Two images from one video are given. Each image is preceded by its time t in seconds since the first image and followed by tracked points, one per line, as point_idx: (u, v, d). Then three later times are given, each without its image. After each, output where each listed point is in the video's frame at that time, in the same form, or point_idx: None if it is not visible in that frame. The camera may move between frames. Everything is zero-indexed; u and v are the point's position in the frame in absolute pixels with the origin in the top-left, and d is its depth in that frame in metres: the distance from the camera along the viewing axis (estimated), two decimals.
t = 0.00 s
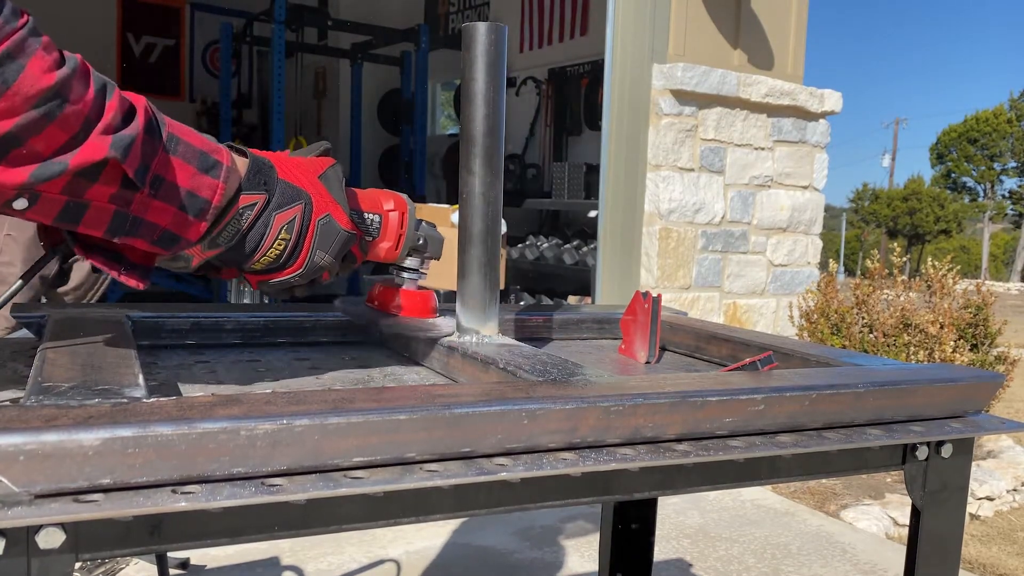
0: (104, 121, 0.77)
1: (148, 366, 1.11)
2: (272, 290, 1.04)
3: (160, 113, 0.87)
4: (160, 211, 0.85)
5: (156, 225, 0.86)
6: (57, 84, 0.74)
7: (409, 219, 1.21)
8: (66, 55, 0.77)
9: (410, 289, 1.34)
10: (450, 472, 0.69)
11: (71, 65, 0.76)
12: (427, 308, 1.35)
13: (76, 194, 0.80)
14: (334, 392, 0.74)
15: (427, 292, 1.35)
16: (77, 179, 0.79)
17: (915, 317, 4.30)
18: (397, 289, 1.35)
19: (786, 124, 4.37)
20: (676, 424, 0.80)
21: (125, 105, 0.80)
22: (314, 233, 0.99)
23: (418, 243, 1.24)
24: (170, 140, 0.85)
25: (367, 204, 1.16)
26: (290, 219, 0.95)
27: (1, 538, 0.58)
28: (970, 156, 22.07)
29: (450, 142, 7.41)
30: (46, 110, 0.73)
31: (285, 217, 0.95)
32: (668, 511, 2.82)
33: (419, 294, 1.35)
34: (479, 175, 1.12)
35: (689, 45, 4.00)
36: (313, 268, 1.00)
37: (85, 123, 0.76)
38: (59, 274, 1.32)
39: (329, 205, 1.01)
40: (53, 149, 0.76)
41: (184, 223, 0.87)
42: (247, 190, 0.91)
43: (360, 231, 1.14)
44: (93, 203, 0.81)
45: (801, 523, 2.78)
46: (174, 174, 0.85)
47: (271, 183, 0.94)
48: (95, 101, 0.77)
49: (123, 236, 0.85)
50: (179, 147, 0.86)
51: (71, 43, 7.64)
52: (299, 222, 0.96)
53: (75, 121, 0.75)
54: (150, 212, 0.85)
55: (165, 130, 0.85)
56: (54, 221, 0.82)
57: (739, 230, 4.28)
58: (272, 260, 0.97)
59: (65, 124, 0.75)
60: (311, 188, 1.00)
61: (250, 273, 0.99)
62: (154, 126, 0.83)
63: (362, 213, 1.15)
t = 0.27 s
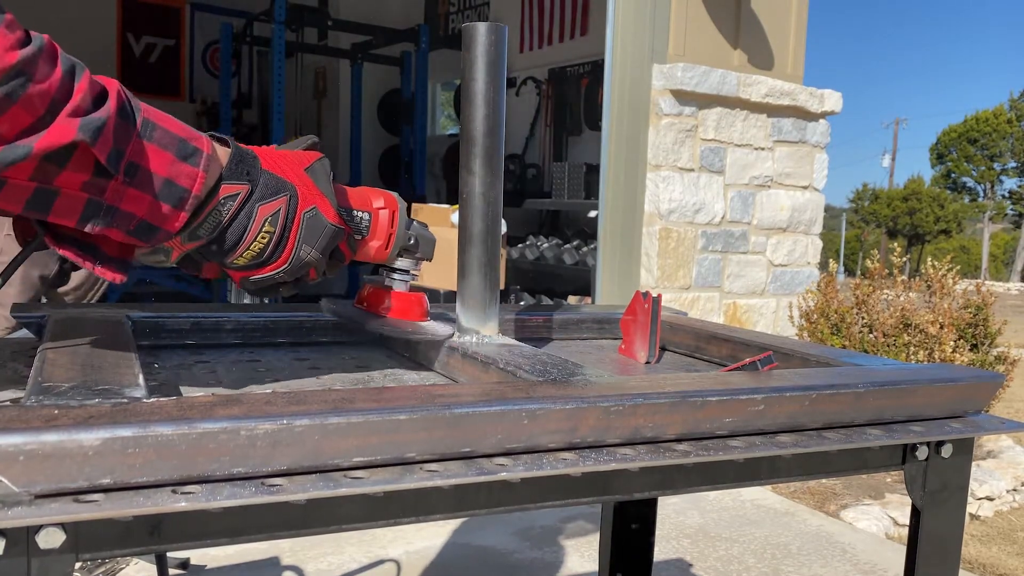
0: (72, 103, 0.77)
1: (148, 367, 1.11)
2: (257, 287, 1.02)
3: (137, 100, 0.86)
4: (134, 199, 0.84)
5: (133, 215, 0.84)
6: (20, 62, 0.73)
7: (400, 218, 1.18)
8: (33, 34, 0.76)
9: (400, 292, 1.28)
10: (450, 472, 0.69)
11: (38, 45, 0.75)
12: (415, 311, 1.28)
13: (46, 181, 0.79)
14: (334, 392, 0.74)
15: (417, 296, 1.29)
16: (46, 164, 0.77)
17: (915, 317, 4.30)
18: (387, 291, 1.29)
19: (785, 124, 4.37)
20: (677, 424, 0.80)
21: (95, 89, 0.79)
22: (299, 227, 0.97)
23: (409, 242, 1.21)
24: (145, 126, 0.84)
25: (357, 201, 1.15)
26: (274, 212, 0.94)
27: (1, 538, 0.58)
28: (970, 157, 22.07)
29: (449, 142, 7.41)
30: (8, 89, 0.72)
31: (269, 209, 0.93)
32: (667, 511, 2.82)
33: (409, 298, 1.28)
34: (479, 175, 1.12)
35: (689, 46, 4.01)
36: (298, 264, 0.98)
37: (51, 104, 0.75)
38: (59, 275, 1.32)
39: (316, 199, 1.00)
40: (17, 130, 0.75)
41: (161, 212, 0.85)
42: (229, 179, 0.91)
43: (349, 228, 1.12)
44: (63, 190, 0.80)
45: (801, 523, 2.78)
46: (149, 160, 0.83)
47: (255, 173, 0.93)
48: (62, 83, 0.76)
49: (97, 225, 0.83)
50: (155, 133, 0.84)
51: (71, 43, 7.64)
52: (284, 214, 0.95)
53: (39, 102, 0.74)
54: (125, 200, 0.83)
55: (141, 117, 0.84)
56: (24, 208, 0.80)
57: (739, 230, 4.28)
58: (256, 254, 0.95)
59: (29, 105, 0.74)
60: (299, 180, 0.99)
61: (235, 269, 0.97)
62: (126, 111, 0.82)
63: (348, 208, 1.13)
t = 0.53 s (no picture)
0: (32, 82, 0.73)
1: (148, 367, 1.11)
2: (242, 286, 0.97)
3: (108, 85, 0.82)
4: (102, 186, 0.80)
5: (102, 203, 0.80)
6: None
7: (396, 220, 1.14)
8: None
9: (397, 298, 1.21)
10: (450, 472, 0.69)
11: None
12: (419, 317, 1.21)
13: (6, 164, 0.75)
14: (335, 393, 0.74)
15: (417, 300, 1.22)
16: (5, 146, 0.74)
17: (915, 317, 4.30)
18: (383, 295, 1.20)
19: (785, 125, 4.37)
20: (676, 424, 0.80)
21: (59, 69, 0.76)
22: (283, 221, 0.92)
23: (406, 244, 1.15)
24: (114, 110, 0.80)
25: (350, 200, 1.10)
26: (254, 204, 0.89)
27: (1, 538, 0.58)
28: (970, 157, 22.07)
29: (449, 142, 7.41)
30: None
31: (248, 202, 0.89)
32: (667, 511, 2.82)
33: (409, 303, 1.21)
34: (479, 175, 1.12)
35: (689, 45, 4.01)
36: (282, 259, 0.94)
37: (8, 83, 0.72)
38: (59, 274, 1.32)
39: (303, 192, 0.95)
40: None
41: (132, 201, 0.81)
42: (204, 169, 0.86)
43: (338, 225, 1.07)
44: (25, 175, 0.76)
45: (801, 523, 2.78)
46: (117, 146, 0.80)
47: (234, 164, 0.89)
48: (21, 61, 0.73)
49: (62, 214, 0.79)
50: (125, 118, 0.80)
51: (71, 43, 7.64)
52: (265, 207, 0.90)
53: None
54: (93, 188, 0.79)
55: (110, 100, 0.80)
56: None
57: (739, 230, 4.28)
58: (237, 249, 0.91)
59: None
60: (283, 172, 0.94)
61: (218, 265, 0.93)
62: (93, 93, 0.78)
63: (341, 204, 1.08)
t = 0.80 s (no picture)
0: (13, 64, 0.71)
1: (147, 367, 1.11)
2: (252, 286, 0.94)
3: (98, 72, 0.81)
4: (91, 175, 0.78)
5: (89, 192, 0.78)
6: None
7: (420, 219, 1.09)
8: None
9: (432, 303, 1.11)
10: (450, 472, 0.69)
11: None
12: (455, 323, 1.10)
13: None
14: (335, 393, 0.74)
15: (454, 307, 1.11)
16: None
17: (915, 317, 4.30)
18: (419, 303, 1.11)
19: (786, 125, 4.37)
20: (676, 424, 0.80)
21: (42, 53, 0.74)
22: (287, 212, 0.89)
23: (433, 243, 1.09)
24: (102, 97, 0.78)
25: (371, 199, 1.07)
26: (254, 194, 0.87)
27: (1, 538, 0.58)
28: (970, 157, 22.06)
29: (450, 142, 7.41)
30: None
31: (248, 191, 0.86)
32: (667, 511, 2.82)
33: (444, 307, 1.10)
34: (479, 175, 1.12)
35: (689, 45, 4.00)
36: (289, 254, 0.90)
37: None
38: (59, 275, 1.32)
39: (308, 183, 0.92)
40: None
41: (123, 190, 0.79)
42: (199, 159, 0.84)
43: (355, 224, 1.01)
44: (9, 162, 0.74)
45: (801, 523, 2.78)
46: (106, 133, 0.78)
47: (233, 154, 0.87)
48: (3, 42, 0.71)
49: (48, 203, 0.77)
50: (114, 105, 0.79)
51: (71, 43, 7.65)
52: (267, 196, 0.87)
53: None
54: (80, 177, 0.77)
55: (99, 87, 0.78)
56: None
57: (739, 230, 4.28)
58: (239, 243, 0.88)
59: None
60: (288, 164, 0.92)
61: (223, 262, 0.90)
62: (80, 79, 0.76)
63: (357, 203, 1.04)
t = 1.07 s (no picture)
0: (61, 73, 0.74)
1: (148, 367, 1.11)
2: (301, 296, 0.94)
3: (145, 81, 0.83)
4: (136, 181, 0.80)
5: (135, 200, 0.80)
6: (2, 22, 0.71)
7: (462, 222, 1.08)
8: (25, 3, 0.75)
9: (478, 307, 1.09)
10: (450, 472, 0.69)
11: (26, 10, 0.73)
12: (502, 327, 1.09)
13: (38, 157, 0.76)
14: (336, 393, 0.74)
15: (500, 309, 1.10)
16: (34, 138, 0.75)
17: (916, 317, 4.30)
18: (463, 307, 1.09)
19: (786, 125, 4.37)
20: (677, 424, 0.80)
21: (91, 62, 0.77)
22: (334, 217, 0.90)
23: (475, 246, 1.09)
24: (149, 106, 0.80)
25: (413, 204, 1.08)
26: (301, 200, 0.87)
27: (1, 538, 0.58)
28: (970, 157, 22.05)
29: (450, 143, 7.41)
30: None
31: (295, 198, 0.87)
32: (668, 511, 2.82)
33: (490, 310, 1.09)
34: (479, 175, 1.12)
35: (689, 45, 4.00)
36: (338, 260, 0.91)
37: (36, 72, 0.73)
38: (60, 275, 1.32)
39: (353, 189, 0.93)
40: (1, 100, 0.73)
41: (168, 198, 0.81)
42: (246, 167, 0.85)
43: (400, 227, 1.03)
44: (58, 170, 0.77)
45: (801, 524, 2.78)
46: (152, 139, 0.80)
47: (279, 162, 0.88)
48: (52, 51, 0.74)
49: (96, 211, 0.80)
50: (160, 113, 0.81)
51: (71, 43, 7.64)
52: (313, 203, 0.88)
53: (19, 68, 0.72)
54: (126, 183, 0.79)
55: (145, 95, 0.80)
56: (18, 190, 0.78)
57: (740, 231, 4.28)
58: (288, 251, 0.89)
59: (8, 69, 0.72)
60: (331, 170, 0.93)
61: (271, 272, 0.91)
62: (126, 88, 0.79)
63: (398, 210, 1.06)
